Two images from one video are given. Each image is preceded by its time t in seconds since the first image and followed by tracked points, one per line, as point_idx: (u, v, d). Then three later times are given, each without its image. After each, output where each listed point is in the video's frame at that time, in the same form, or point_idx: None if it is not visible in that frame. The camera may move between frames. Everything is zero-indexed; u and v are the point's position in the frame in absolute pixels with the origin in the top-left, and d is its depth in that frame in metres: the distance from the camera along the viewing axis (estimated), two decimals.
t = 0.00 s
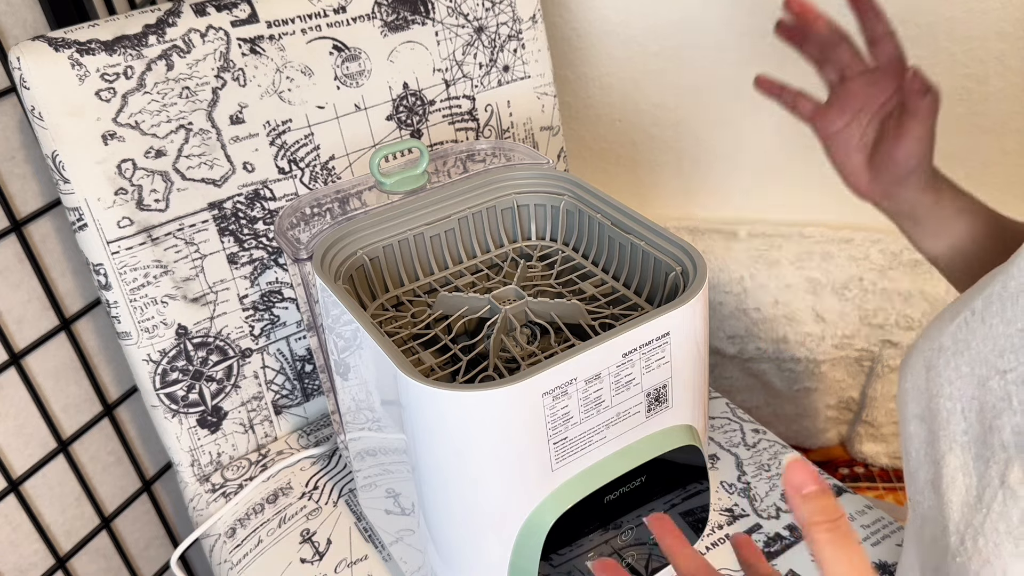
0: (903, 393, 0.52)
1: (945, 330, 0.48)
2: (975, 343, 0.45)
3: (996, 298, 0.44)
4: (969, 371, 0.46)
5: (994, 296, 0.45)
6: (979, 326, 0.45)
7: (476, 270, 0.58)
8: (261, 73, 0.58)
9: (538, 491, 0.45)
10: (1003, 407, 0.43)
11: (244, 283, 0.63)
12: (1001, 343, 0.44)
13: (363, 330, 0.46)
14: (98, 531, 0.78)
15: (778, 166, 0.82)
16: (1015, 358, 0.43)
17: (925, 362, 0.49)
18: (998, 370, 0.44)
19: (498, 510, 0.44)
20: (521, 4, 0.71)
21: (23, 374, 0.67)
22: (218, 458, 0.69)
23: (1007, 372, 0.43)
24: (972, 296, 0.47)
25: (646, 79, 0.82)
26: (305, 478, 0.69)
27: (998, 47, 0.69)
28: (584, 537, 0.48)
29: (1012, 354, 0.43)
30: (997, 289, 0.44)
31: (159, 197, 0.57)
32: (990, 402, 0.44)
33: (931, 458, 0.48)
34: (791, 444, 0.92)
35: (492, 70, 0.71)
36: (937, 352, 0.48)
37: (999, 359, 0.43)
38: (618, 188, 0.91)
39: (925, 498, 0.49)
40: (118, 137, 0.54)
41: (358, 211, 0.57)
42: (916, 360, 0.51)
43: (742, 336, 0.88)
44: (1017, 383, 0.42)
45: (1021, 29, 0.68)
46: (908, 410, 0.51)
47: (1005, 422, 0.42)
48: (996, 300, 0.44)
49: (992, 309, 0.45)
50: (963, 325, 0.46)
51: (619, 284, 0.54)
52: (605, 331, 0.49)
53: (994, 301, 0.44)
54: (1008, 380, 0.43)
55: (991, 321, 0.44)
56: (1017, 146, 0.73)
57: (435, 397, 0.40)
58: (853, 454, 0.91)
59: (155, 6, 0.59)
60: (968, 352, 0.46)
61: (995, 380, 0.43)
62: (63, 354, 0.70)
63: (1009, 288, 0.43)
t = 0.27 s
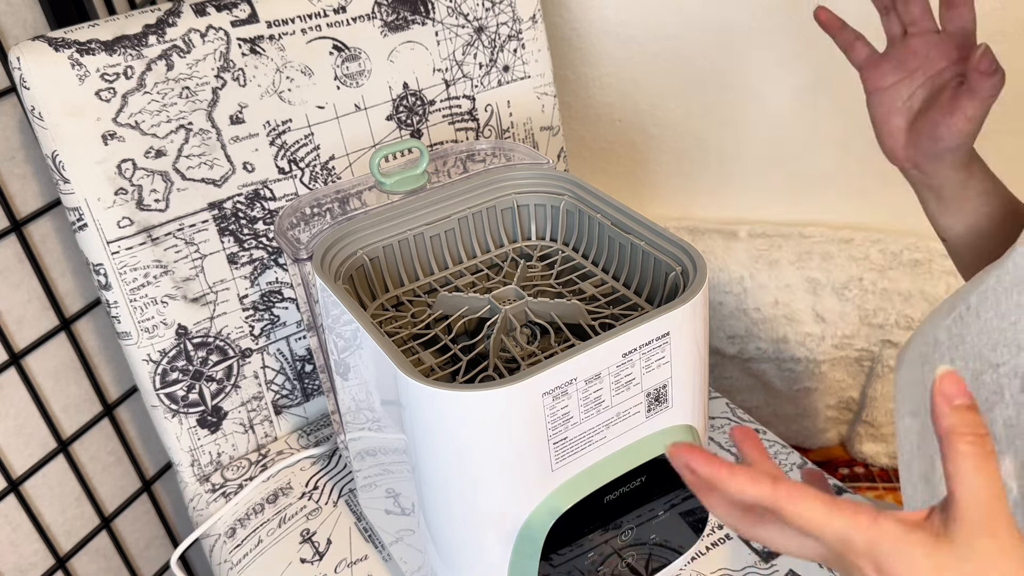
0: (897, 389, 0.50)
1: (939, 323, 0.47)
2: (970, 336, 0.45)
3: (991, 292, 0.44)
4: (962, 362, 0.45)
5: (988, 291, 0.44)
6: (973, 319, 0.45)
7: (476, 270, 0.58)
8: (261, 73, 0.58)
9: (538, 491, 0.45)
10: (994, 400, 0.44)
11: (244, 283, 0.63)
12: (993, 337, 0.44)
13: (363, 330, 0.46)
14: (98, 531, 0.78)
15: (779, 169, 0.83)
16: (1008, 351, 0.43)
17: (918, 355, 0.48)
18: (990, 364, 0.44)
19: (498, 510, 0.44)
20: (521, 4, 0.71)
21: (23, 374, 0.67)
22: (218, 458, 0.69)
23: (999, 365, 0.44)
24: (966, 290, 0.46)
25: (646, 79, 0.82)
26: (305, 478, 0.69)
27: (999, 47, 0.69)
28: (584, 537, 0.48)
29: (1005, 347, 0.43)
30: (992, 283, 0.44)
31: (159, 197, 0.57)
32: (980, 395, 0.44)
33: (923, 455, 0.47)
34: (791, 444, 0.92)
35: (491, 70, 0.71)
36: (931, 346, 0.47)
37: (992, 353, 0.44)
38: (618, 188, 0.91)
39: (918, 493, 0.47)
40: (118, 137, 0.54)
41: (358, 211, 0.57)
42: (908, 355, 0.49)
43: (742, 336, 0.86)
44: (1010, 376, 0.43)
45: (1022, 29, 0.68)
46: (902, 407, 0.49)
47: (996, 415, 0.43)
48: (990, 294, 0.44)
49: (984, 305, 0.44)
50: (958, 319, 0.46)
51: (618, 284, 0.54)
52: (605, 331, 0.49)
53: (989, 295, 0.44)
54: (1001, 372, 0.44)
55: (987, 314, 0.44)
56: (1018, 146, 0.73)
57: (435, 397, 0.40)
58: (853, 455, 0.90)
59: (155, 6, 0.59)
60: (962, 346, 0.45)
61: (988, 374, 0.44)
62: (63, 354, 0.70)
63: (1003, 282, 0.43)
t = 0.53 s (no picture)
0: (897, 394, 0.51)
1: (938, 329, 0.47)
2: (966, 340, 0.45)
3: (988, 296, 0.44)
4: (959, 369, 0.45)
5: (986, 293, 0.45)
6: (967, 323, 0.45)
7: (476, 270, 0.58)
8: (261, 73, 0.58)
9: (538, 491, 0.45)
10: (992, 404, 0.43)
11: (244, 283, 0.63)
12: (991, 341, 0.44)
13: (363, 330, 0.46)
14: (98, 531, 0.78)
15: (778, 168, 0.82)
16: (1005, 355, 0.43)
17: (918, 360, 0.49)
18: (987, 368, 0.43)
19: (498, 510, 0.44)
20: (521, 4, 0.71)
21: (23, 374, 0.67)
22: (218, 458, 0.69)
23: (997, 369, 0.43)
24: (965, 295, 0.46)
25: (646, 79, 0.82)
26: (305, 478, 0.69)
27: (998, 47, 0.70)
28: (584, 537, 0.48)
29: (1001, 351, 0.43)
30: (989, 286, 0.44)
31: (159, 197, 0.57)
32: (978, 399, 0.44)
33: (923, 458, 0.48)
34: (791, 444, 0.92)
35: (492, 70, 0.71)
36: (930, 350, 0.48)
37: (988, 356, 0.43)
38: (618, 188, 0.91)
39: (918, 497, 0.48)
40: (118, 137, 0.54)
41: (358, 211, 0.57)
42: (909, 359, 0.50)
43: (742, 336, 0.87)
44: (1007, 380, 0.42)
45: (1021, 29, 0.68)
46: (902, 409, 0.51)
47: (994, 420, 0.42)
48: (987, 297, 0.44)
49: (982, 307, 0.44)
50: (956, 323, 0.46)
51: (618, 284, 0.54)
52: (605, 331, 0.49)
53: (986, 297, 0.44)
54: (998, 376, 0.43)
55: (983, 318, 0.44)
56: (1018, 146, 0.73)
57: (435, 397, 0.40)
58: (853, 455, 0.91)
59: (155, 6, 0.59)
60: (959, 350, 0.45)
61: (985, 378, 0.43)
62: (63, 354, 0.70)
63: (1000, 286, 0.44)
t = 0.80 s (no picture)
0: (895, 392, 0.51)
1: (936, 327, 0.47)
2: (965, 341, 0.45)
3: (986, 295, 0.44)
4: (958, 369, 0.45)
5: (984, 292, 0.44)
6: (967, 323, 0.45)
7: (476, 270, 0.58)
8: (261, 73, 0.58)
9: (538, 491, 0.45)
10: (991, 404, 0.43)
11: (244, 283, 0.63)
12: (989, 340, 0.43)
13: (363, 330, 0.46)
14: (98, 531, 0.78)
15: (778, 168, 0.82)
16: (1003, 356, 0.43)
17: (917, 360, 0.49)
18: (987, 368, 0.43)
19: (498, 510, 0.44)
20: (521, 4, 0.71)
21: (23, 374, 0.67)
22: (218, 458, 0.69)
23: (996, 369, 0.43)
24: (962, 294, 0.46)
25: (646, 79, 0.82)
26: (305, 478, 0.69)
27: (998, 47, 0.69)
28: (584, 537, 0.48)
29: (1000, 351, 0.43)
30: (987, 286, 0.44)
31: (159, 197, 0.57)
32: (977, 399, 0.44)
33: (922, 457, 0.48)
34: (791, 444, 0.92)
35: (492, 70, 0.71)
36: (928, 349, 0.48)
37: (987, 356, 0.43)
38: (618, 188, 0.91)
39: (918, 496, 0.49)
40: (118, 137, 0.54)
41: (358, 211, 0.57)
42: (909, 358, 0.50)
43: (742, 336, 0.87)
44: (1007, 380, 0.42)
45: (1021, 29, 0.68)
46: (900, 408, 0.50)
47: (994, 419, 0.43)
48: (985, 298, 0.44)
49: (981, 307, 0.44)
50: (954, 323, 0.46)
51: (619, 284, 0.54)
52: (605, 331, 0.49)
53: (984, 296, 0.44)
54: (998, 377, 0.43)
55: (981, 318, 0.44)
56: (1018, 146, 0.73)
57: (435, 397, 0.40)
58: (853, 455, 0.91)
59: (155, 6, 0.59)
60: (958, 350, 0.45)
61: (985, 377, 0.43)
62: (63, 354, 0.70)
63: (998, 286, 0.43)
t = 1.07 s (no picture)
0: (897, 392, 0.51)
1: (938, 329, 0.47)
2: (968, 343, 0.45)
3: (988, 296, 0.44)
4: (961, 370, 0.45)
5: (986, 293, 0.44)
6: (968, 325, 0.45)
7: (476, 270, 0.58)
8: (261, 73, 0.58)
9: (538, 491, 0.45)
10: (995, 405, 0.43)
11: (244, 283, 0.63)
12: (993, 342, 0.44)
13: (363, 330, 0.46)
14: (98, 532, 0.78)
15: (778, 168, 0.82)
16: (1007, 356, 0.43)
17: (918, 362, 0.49)
18: (990, 369, 0.44)
19: (498, 510, 0.44)
20: (521, 4, 0.71)
21: (23, 374, 0.67)
22: (218, 458, 0.69)
23: (999, 370, 0.43)
24: (963, 296, 0.46)
25: (645, 79, 0.82)
26: (305, 478, 0.69)
27: (997, 47, 0.70)
28: (584, 537, 0.48)
29: (1004, 352, 0.43)
30: (989, 287, 0.44)
31: (159, 197, 0.57)
32: (981, 401, 0.44)
33: (925, 458, 0.48)
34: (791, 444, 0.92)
35: (491, 70, 0.71)
36: (930, 350, 0.48)
37: (990, 358, 0.44)
38: (619, 188, 0.91)
39: (921, 498, 0.49)
40: (118, 137, 0.54)
41: (358, 211, 0.57)
42: (909, 359, 0.50)
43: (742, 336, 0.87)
44: (1010, 381, 0.43)
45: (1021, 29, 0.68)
46: (902, 410, 0.51)
47: (998, 420, 0.43)
48: (987, 299, 0.44)
49: (983, 308, 0.44)
50: (956, 324, 0.46)
51: (618, 284, 0.54)
52: (605, 331, 0.49)
53: (987, 297, 0.44)
54: (1001, 378, 0.43)
55: (984, 319, 0.44)
56: (1018, 146, 0.73)
57: (435, 397, 0.40)
58: (853, 454, 0.91)
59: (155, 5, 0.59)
60: (960, 351, 0.46)
61: (988, 378, 0.44)
62: (62, 354, 0.70)
63: (1001, 287, 0.43)
